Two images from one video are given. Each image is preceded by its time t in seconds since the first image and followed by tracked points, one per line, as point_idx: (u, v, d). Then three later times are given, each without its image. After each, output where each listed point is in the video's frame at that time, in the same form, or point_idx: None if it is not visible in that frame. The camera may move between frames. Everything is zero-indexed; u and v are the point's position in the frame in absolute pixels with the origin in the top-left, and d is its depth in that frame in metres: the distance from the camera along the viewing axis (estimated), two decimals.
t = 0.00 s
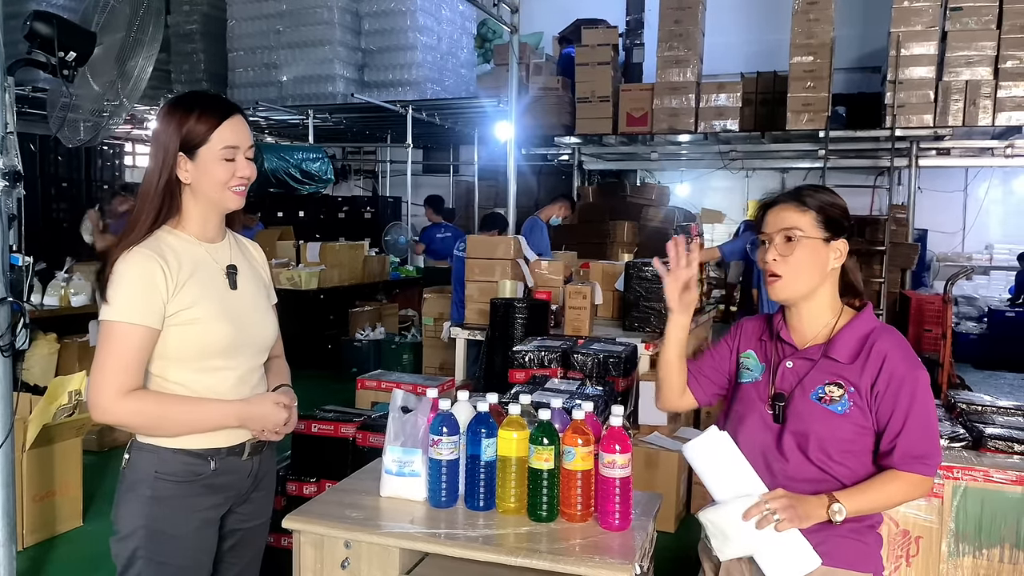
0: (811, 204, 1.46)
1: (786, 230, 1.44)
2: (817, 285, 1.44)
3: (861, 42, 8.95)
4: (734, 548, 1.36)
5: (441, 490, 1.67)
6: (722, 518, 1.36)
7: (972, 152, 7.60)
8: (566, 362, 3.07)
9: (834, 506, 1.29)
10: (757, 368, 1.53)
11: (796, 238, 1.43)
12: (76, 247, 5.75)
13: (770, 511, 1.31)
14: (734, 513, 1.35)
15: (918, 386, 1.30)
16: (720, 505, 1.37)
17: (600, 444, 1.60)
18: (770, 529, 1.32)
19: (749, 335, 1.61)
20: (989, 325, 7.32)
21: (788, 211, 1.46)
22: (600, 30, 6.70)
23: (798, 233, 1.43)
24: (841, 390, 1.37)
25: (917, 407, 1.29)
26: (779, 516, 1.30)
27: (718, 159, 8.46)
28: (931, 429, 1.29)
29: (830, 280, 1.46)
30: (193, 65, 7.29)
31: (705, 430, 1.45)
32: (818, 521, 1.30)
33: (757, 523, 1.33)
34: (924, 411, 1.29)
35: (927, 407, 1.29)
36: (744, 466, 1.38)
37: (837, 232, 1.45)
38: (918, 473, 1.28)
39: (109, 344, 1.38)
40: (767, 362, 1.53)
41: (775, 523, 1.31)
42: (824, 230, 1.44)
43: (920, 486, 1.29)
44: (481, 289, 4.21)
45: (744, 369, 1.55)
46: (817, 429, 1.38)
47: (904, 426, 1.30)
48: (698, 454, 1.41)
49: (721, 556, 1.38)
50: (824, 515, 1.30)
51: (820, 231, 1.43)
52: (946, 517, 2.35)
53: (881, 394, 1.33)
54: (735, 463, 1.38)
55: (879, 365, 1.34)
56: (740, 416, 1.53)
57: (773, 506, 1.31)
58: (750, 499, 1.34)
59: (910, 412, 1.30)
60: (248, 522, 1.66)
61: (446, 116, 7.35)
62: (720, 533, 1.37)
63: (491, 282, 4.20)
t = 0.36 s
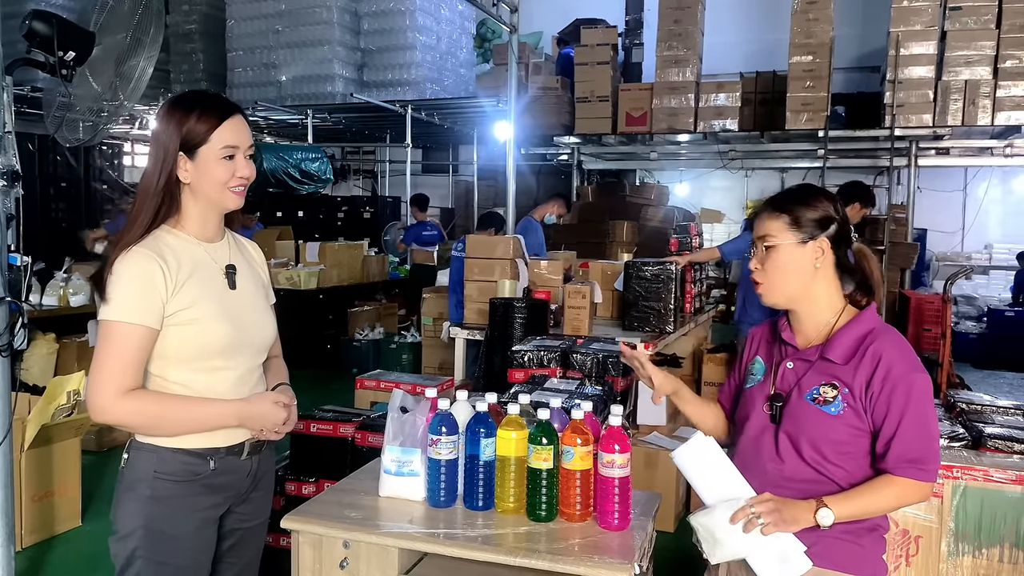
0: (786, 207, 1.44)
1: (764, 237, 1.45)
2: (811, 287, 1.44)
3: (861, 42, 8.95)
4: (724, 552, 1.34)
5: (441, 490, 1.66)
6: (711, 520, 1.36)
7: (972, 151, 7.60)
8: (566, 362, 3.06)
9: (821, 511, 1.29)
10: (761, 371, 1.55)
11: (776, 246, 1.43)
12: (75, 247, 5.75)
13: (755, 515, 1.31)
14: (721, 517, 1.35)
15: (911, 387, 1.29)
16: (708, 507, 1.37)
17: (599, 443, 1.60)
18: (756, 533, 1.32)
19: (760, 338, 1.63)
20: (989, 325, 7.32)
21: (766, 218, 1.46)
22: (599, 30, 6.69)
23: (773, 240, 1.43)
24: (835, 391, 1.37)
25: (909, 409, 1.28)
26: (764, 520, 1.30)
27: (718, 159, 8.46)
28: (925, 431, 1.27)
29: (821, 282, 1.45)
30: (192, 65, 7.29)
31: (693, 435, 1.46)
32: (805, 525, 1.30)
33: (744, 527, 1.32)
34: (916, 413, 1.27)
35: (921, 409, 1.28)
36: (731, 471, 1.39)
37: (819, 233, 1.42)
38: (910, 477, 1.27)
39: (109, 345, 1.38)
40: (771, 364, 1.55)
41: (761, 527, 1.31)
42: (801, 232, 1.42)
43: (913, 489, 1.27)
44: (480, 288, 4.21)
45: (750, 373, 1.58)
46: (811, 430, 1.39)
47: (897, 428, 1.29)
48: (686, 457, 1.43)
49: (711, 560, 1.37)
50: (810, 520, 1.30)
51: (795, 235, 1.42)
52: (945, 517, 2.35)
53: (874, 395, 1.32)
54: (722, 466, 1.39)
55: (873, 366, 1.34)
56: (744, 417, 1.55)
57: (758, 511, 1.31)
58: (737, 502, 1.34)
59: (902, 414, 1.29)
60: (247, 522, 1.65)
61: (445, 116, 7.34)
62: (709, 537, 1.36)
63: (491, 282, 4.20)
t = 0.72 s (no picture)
0: (785, 210, 1.45)
1: (763, 243, 1.46)
2: (813, 288, 1.44)
3: (861, 42, 8.95)
4: (714, 546, 1.39)
5: (441, 490, 1.66)
6: (703, 512, 1.40)
7: (972, 151, 7.61)
8: (566, 362, 3.06)
9: (809, 508, 1.29)
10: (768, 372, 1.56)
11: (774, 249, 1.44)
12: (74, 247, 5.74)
13: (744, 508, 1.33)
14: (712, 510, 1.38)
15: (910, 389, 1.27)
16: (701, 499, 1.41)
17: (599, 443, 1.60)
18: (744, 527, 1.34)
19: (771, 340, 1.64)
20: (989, 325, 7.32)
21: (765, 223, 1.47)
22: (599, 30, 6.69)
23: (772, 246, 1.45)
24: (834, 391, 1.37)
25: (907, 411, 1.27)
26: (751, 514, 1.31)
27: (718, 159, 8.46)
28: (922, 433, 1.26)
29: (824, 282, 1.44)
30: (191, 65, 7.30)
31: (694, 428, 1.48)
32: (794, 523, 1.30)
33: (731, 520, 1.34)
34: (914, 416, 1.26)
35: (918, 411, 1.26)
36: (727, 465, 1.41)
37: (816, 234, 1.42)
38: (905, 480, 1.25)
39: (108, 346, 1.37)
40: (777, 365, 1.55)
41: (749, 520, 1.32)
42: (797, 236, 1.42)
43: (908, 492, 1.26)
44: (480, 288, 4.21)
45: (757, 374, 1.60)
46: (810, 429, 1.39)
47: (894, 429, 1.28)
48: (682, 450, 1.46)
49: (702, 554, 1.41)
50: (799, 519, 1.29)
51: (792, 238, 1.42)
52: (946, 517, 2.34)
53: (873, 397, 1.32)
54: (716, 461, 1.42)
55: (873, 367, 1.33)
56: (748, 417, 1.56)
57: (747, 504, 1.32)
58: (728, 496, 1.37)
59: (899, 416, 1.28)
60: (247, 522, 1.65)
61: (445, 116, 7.34)
62: (701, 531, 1.40)
63: (491, 282, 4.20)
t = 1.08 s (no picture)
0: (786, 212, 1.45)
1: (765, 244, 1.46)
2: (815, 291, 1.45)
3: (860, 43, 8.96)
4: (720, 558, 1.36)
5: (441, 491, 1.66)
6: (706, 525, 1.38)
7: (971, 151, 7.61)
8: (566, 363, 3.06)
9: (814, 517, 1.29)
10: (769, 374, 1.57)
11: (774, 252, 1.45)
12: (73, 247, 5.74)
13: (748, 519, 1.32)
14: (716, 521, 1.36)
15: (912, 393, 1.27)
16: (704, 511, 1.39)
17: (599, 444, 1.60)
18: (749, 538, 1.33)
19: (774, 342, 1.65)
20: (988, 325, 7.32)
21: (767, 224, 1.47)
22: (599, 30, 6.69)
23: (773, 247, 1.45)
24: (835, 394, 1.37)
25: (908, 416, 1.26)
26: (756, 524, 1.31)
27: (718, 159, 8.46)
28: (924, 438, 1.26)
29: (826, 284, 1.44)
30: (191, 65, 7.30)
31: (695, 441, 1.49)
32: (800, 532, 1.30)
33: (736, 532, 1.33)
34: (916, 419, 1.26)
35: (920, 415, 1.26)
36: (729, 474, 1.40)
37: (818, 236, 1.42)
38: (907, 484, 1.25)
39: (106, 347, 1.37)
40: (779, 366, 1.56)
41: (753, 531, 1.32)
42: (799, 237, 1.42)
43: (910, 496, 1.26)
44: (480, 289, 4.21)
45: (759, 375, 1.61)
46: (810, 432, 1.39)
47: (895, 433, 1.28)
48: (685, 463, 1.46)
49: (708, 567, 1.38)
50: (804, 528, 1.29)
51: (794, 240, 1.42)
52: (945, 518, 2.35)
53: (874, 400, 1.32)
54: (720, 472, 1.41)
55: (874, 370, 1.33)
56: (750, 418, 1.56)
57: (752, 515, 1.32)
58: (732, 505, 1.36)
59: (901, 420, 1.27)
60: (246, 523, 1.65)
61: (444, 116, 7.34)
62: (706, 543, 1.38)
63: (491, 282, 4.20)
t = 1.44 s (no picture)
0: (775, 210, 1.45)
1: (754, 242, 1.47)
2: (805, 288, 1.45)
3: (860, 43, 8.96)
4: (715, 560, 1.36)
5: (441, 490, 1.66)
6: (700, 528, 1.38)
7: (971, 151, 7.61)
8: (565, 363, 3.06)
9: (806, 516, 1.29)
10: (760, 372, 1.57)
11: (762, 250, 1.45)
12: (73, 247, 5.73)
13: (740, 520, 1.33)
14: (710, 523, 1.36)
15: (901, 389, 1.27)
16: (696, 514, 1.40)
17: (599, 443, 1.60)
18: (742, 540, 1.33)
19: (765, 339, 1.65)
20: (988, 325, 7.32)
21: (756, 222, 1.47)
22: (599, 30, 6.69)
23: (762, 245, 1.45)
24: (825, 392, 1.37)
25: (899, 412, 1.26)
26: (748, 526, 1.31)
27: (717, 159, 8.45)
28: (915, 434, 1.25)
29: (815, 282, 1.45)
30: (191, 65, 7.30)
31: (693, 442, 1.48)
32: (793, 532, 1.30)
33: (729, 534, 1.34)
34: (906, 415, 1.26)
35: (910, 411, 1.26)
36: (721, 476, 1.40)
37: (807, 234, 1.42)
38: (900, 481, 1.25)
39: (104, 347, 1.38)
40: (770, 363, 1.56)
41: (746, 532, 1.32)
42: (787, 235, 1.43)
43: (903, 494, 1.26)
44: (480, 289, 4.21)
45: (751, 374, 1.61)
46: (802, 430, 1.39)
47: (887, 430, 1.27)
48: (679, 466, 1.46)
49: (705, 569, 1.39)
50: (797, 528, 1.30)
51: (782, 238, 1.43)
52: (945, 517, 2.33)
53: (865, 397, 1.32)
54: (712, 475, 1.41)
55: (863, 367, 1.33)
56: (744, 416, 1.57)
57: (744, 516, 1.32)
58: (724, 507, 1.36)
59: (892, 417, 1.27)
60: (245, 522, 1.66)
61: (444, 116, 7.34)
62: (701, 545, 1.38)
63: (491, 282, 4.20)
